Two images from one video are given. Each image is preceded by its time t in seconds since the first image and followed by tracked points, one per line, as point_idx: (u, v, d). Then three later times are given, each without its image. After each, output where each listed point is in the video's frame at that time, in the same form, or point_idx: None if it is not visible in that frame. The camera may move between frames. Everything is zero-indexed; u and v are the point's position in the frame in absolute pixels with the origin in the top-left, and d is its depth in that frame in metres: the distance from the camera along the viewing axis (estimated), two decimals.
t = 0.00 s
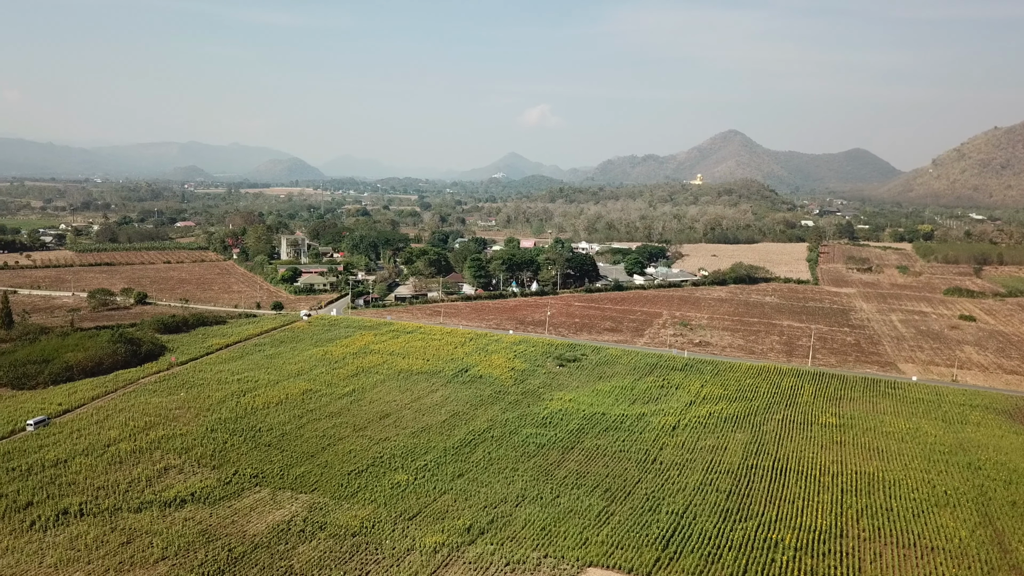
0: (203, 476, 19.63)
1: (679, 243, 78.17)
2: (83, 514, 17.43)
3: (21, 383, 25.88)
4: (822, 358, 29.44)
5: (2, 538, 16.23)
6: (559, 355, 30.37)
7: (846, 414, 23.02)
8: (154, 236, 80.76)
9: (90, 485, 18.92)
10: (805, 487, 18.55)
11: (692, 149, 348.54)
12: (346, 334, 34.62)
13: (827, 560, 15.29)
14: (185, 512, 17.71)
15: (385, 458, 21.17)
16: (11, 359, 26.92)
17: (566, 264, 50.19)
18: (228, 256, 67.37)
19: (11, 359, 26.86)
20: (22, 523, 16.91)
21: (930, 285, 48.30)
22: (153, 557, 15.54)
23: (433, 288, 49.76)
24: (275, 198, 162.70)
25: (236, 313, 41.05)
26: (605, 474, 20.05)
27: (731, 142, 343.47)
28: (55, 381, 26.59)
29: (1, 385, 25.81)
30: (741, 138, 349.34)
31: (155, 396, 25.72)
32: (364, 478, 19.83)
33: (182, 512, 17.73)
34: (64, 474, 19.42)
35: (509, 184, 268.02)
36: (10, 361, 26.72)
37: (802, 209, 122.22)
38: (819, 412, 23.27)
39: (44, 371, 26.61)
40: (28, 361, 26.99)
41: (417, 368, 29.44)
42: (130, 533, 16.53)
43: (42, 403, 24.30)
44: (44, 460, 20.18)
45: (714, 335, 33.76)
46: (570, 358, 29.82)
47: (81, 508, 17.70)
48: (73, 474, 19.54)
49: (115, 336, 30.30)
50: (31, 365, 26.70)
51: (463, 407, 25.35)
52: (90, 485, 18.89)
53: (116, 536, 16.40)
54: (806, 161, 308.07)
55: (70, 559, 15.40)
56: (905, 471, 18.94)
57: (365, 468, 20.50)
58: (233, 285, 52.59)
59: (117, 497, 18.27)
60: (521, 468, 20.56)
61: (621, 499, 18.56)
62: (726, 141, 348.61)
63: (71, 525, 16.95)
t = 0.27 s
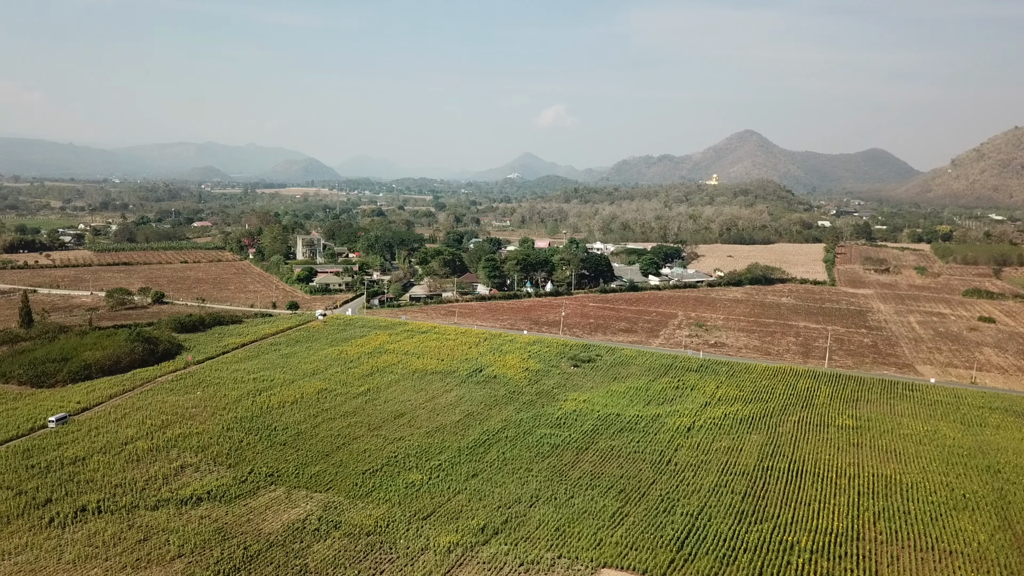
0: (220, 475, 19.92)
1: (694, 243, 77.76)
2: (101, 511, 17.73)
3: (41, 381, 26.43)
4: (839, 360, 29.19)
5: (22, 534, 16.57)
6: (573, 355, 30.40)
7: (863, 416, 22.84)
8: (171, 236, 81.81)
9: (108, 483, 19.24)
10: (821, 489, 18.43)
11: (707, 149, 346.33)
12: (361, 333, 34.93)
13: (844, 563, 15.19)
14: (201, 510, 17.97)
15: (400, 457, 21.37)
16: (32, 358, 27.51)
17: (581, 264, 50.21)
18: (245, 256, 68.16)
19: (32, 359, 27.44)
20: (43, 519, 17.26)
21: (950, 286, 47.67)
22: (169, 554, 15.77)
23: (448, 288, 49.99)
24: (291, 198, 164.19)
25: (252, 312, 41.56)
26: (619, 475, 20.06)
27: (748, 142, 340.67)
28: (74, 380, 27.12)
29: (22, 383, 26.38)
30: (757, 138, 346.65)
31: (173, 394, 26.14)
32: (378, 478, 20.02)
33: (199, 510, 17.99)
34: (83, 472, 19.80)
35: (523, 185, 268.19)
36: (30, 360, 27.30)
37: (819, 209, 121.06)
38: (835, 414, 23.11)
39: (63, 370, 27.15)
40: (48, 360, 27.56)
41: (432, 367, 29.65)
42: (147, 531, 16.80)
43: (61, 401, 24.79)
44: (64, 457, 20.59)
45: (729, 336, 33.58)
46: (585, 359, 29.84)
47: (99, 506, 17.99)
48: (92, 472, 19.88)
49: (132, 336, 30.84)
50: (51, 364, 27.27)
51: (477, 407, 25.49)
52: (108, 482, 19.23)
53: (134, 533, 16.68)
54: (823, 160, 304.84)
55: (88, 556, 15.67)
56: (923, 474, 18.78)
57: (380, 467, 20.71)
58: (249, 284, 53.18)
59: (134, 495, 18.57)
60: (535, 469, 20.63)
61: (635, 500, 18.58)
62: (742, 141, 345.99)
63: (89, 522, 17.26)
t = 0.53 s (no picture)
0: (236, 473, 20.20)
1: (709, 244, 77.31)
2: (118, 508, 18.01)
3: (60, 379, 26.97)
4: (855, 361, 28.92)
5: (41, 530, 16.87)
6: (588, 356, 30.42)
7: (880, 418, 22.65)
8: (188, 236, 82.86)
9: (125, 480, 19.54)
10: (837, 491, 18.30)
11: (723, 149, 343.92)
12: (376, 333, 35.23)
13: (861, 566, 15.08)
14: (217, 508, 18.23)
15: (414, 457, 21.55)
16: (51, 356, 28.07)
17: (595, 265, 50.18)
18: (261, 256, 68.90)
19: (51, 357, 28.00)
20: (61, 516, 17.55)
21: (969, 288, 47.03)
22: (186, 552, 16.00)
23: (462, 288, 50.18)
24: (306, 199, 165.57)
25: (268, 312, 42.03)
26: (634, 475, 20.07)
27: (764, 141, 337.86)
28: (92, 378, 27.65)
29: (41, 381, 26.92)
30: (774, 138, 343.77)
31: (189, 393, 26.54)
32: (393, 477, 20.21)
33: (214, 508, 18.24)
34: (101, 469, 20.11)
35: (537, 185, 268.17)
36: (50, 358, 27.88)
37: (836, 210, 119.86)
38: (852, 416, 22.95)
39: (82, 368, 27.70)
40: (67, 359, 28.12)
41: (446, 367, 29.84)
42: (164, 529, 17.05)
43: (79, 399, 25.25)
44: (82, 454, 20.93)
45: (745, 337, 33.38)
46: (599, 360, 29.85)
47: (116, 503, 18.27)
48: (109, 469, 20.20)
49: (149, 335, 31.38)
50: (70, 363, 27.81)
51: (492, 407, 25.61)
52: (125, 480, 19.52)
53: (150, 531, 16.92)
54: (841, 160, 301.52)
55: (106, 553, 15.90)
56: (941, 477, 18.60)
57: (395, 467, 20.90)
58: (264, 284, 53.82)
59: (151, 493, 18.86)
60: (549, 469, 20.69)
61: (649, 501, 18.57)
62: (758, 141, 343.27)
63: (107, 519, 17.53)
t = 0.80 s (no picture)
0: (251, 472, 20.47)
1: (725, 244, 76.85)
2: (135, 506, 18.32)
3: (79, 378, 27.50)
4: (873, 363, 28.64)
5: (60, 527, 17.19)
6: (602, 356, 30.42)
7: (897, 420, 22.44)
8: (205, 236, 83.90)
9: (143, 478, 19.88)
10: (854, 494, 18.17)
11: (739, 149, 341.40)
12: (391, 333, 35.50)
13: (877, 569, 14.98)
14: (233, 506, 18.50)
15: (428, 456, 21.72)
16: (69, 355, 28.62)
17: (610, 265, 50.13)
18: (277, 256, 69.63)
19: (70, 356, 28.56)
20: (79, 513, 17.86)
21: (990, 288, 46.36)
22: (202, 550, 16.23)
23: (476, 288, 50.39)
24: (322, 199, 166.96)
25: (284, 311, 42.52)
26: (648, 476, 20.07)
27: (781, 141, 334.83)
28: (109, 377, 28.16)
29: (60, 380, 27.47)
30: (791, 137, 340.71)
31: (206, 392, 26.93)
32: (407, 477, 20.38)
33: (230, 506, 18.52)
34: (118, 467, 20.46)
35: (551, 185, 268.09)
36: (68, 357, 28.42)
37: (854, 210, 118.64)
38: (869, 418, 22.76)
39: (100, 367, 28.22)
40: (85, 358, 28.66)
41: (461, 367, 30.01)
42: (180, 526, 17.31)
43: (97, 397, 25.73)
44: (99, 452, 21.29)
45: (761, 338, 33.17)
46: (614, 360, 29.84)
47: (134, 501, 18.58)
48: (127, 467, 20.56)
49: (166, 334, 31.89)
50: (88, 361, 28.34)
51: (506, 407, 25.73)
52: (142, 478, 19.84)
53: (168, 528, 17.20)
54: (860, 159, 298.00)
55: (123, 550, 16.16)
56: (960, 481, 18.42)
57: (409, 466, 21.08)
58: (280, 284, 54.38)
59: (167, 491, 19.17)
60: (563, 470, 20.75)
61: (664, 502, 18.57)
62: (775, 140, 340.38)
63: (124, 517, 17.83)
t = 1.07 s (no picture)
0: (266, 471, 20.76)
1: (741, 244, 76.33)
2: (152, 504, 18.64)
3: (97, 376, 28.02)
4: (890, 364, 28.34)
5: (78, 524, 17.53)
6: (617, 357, 30.42)
7: (915, 423, 22.20)
8: (222, 236, 84.96)
9: (159, 476, 20.23)
10: (871, 497, 18.02)
11: (756, 148, 338.61)
12: (405, 332, 35.77)
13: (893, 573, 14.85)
14: (249, 505, 18.76)
15: (442, 456, 21.88)
16: (88, 354, 29.19)
17: (625, 266, 50.07)
18: (293, 255, 70.38)
19: (88, 354, 29.11)
20: (98, 510, 18.20)
21: (1011, 290, 45.62)
22: (217, 548, 16.48)
23: (491, 288, 50.57)
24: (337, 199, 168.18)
25: (300, 311, 42.97)
26: (663, 478, 20.07)
27: (798, 140, 331.60)
28: (127, 375, 28.67)
29: (78, 378, 28.00)
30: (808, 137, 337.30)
31: (222, 391, 27.33)
32: (420, 476, 20.55)
33: (246, 504, 18.78)
34: (135, 465, 20.82)
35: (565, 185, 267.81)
36: (87, 356, 28.98)
37: (872, 211, 117.25)
38: (886, 420, 22.54)
39: (118, 366, 28.73)
40: (103, 356, 29.19)
41: (475, 367, 30.16)
42: (196, 524, 17.58)
43: (115, 396, 26.22)
44: (117, 450, 21.68)
45: (777, 339, 32.95)
46: (628, 361, 29.82)
47: (150, 498, 18.89)
48: (144, 464, 20.94)
49: (184, 333, 32.43)
50: (106, 360, 28.87)
51: (520, 407, 25.84)
52: (160, 476, 20.19)
53: (184, 526, 17.48)
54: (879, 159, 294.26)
55: (140, 547, 16.44)
56: (979, 484, 18.22)
57: (423, 466, 21.24)
58: (295, 283, 54.93)
59: (184, 489, 19.49)
60: (578, 470, 20.80)
61: (679, 504, 18.56)
62: (792, 140, 337.20)
63: (142, 514, 18.14)
